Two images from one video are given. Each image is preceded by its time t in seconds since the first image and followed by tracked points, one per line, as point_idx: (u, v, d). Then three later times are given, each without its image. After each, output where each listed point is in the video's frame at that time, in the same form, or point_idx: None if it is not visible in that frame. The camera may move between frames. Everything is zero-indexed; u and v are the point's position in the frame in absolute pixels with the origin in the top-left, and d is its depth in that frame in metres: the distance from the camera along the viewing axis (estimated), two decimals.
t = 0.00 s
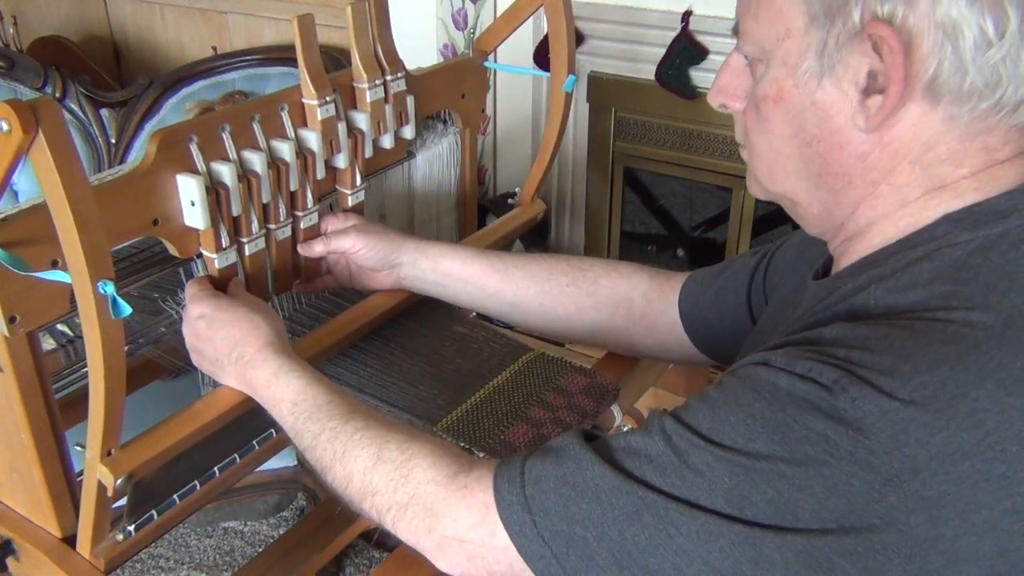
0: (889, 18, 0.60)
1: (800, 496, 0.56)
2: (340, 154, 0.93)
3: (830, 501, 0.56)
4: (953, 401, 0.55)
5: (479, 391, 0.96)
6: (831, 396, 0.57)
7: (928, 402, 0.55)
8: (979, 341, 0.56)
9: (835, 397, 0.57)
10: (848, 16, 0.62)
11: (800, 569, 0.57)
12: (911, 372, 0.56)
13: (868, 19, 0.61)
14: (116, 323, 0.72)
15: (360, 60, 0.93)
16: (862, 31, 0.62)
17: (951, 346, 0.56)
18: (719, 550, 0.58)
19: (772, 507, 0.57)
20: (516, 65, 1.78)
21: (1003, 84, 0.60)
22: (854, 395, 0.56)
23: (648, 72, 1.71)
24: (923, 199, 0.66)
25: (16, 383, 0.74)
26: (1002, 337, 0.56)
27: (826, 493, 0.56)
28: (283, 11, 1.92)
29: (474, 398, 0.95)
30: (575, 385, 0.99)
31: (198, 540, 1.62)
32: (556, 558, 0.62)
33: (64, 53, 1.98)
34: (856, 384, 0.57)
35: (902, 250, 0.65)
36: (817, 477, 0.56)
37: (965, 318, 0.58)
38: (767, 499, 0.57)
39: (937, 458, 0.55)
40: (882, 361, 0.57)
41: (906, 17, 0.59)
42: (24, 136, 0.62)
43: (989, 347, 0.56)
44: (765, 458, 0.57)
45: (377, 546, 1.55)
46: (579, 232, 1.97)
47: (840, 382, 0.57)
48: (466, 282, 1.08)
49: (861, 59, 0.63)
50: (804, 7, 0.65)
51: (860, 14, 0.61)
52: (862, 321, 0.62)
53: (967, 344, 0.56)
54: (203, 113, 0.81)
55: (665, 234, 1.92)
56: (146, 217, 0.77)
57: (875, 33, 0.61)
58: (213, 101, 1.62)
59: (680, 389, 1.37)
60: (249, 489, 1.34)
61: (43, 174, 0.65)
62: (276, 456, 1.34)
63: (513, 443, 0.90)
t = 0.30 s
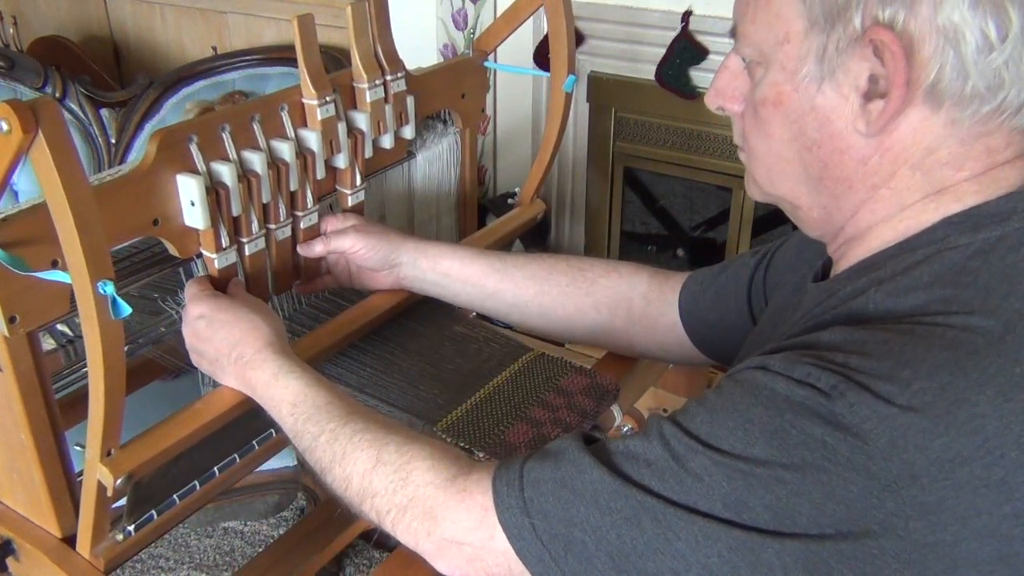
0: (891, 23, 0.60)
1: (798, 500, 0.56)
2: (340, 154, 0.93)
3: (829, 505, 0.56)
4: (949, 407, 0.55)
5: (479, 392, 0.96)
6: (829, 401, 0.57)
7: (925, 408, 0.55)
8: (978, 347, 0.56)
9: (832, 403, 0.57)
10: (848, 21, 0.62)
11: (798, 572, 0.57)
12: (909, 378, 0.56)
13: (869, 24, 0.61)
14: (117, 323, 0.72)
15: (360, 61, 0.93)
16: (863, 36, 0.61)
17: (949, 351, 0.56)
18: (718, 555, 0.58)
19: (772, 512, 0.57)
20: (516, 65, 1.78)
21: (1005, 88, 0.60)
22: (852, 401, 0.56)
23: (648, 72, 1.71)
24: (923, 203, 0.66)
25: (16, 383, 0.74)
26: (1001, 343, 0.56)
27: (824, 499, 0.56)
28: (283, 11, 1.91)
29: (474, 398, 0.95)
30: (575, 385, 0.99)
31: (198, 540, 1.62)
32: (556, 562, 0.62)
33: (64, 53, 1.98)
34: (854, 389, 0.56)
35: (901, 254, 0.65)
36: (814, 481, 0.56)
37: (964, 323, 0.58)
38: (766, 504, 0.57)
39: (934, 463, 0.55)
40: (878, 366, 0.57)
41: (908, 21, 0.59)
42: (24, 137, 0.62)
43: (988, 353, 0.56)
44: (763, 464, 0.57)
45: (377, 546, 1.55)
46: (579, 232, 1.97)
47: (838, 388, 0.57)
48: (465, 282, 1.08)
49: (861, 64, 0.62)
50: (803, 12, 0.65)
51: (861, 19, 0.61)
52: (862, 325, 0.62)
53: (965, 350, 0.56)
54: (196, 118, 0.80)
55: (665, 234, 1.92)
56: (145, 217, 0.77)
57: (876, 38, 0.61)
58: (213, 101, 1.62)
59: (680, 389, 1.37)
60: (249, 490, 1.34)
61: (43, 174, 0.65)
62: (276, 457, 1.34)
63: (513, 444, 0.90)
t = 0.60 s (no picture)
0: (890, 25, 0.60)
1: (797, 502, 0.56)
2: (340, 154, 0.93)
3: (830, 505, 0.56)
4: (948, 410, 0.55)
5: (479, 391, 0.96)
6: (829, 404, 0.57)
7: (924, 411, 0.55)
8: (978, 350, 0.56)
9: (832, 405, 0.57)
10: (848, 22, 0.62)
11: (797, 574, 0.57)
12: (909, 381, 0.56)
13: (869, 25, 0.61)
14: (116, 323, 0.72)
15: (360, 61, 0.93)
16: (862, 38, 0.62)
17: (949, 353, 0.56)
18: (718, 557, 0.58)
19: (772, 514, 0.57)
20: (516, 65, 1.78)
21: (1005, 90, 0.60)
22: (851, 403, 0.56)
23: (648, 72, 1.71)
24: (923, 205, 0.66)
25: (16, 383, 0.74)
26: (1001, 345, 0.56)
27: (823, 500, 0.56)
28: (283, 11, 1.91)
29: (474, 398, 0.95)
30: (575, 385, 0.99)
31: (198, 540, 1.62)
32: (555, 564, 0.62)
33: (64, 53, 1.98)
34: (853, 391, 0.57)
35: (900, 255, 0.65)
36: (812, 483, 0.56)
37: (965, 325, 0.58)
38: (766, 505, 0.57)
39: (934, 466, 0.55)
40: (877, 369, 0.57)
41: (908, 23, 0.59)
42: (24, 137, 0.62)
43: (988, 355, 0.56)
44: (763, 466, 0.57)
45: (377, 546, 1.55)
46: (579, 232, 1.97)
47: (838, 391, 0.57)
48: (465, 282, 1.08)
49: (861, 65, 0.63)
50: (803, 13, 0.65)
51: (861, 20, 0.61)
52: (862, 327, 0.62)
53: (965, 352, 0.56)
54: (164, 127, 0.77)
55: (665, 234, 1.92)
56: (146, 217, 0.77)
57: (876, 40, 0.61)
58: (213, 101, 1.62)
59: (680, 388, 1.37)
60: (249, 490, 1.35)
61: (43, 175, 0.65)
62: (277, 457, 1.34)
63: (513, 444, 0.90)
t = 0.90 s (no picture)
0: (919, 20, 0.60)
1: (816, 503, 0.56)
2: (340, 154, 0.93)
3: (848, 507, 0.55)
4: (968, 416, 0.54)
5: (478, 393, 0.96)
6: (856, 425, 0.56)
7: (942, 414, 0.55)
8: (993, 356, 0.55)
9: (857, 426, 0.56)
10: (877, 15, 0.62)
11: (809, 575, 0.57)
12: (912, 382, 0.56)
13: (897, 19, 0.61)
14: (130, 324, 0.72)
15: (361, 59, 0.93)
16: (889, 31, 0.61)
17: (968, 359, 0.56)
18: None
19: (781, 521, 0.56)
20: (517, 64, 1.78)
21: None
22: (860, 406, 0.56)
23: (648, 72, 1.72)
24: (938, 203, 0.66)
25: (16, 382, 0.74)
26: (1013, 351, 0.55)
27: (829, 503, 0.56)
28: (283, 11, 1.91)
29: (474, 400, 0.95)
30: (575, 385, 0.99)
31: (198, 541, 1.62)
32: None
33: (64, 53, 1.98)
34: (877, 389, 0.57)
35: (910, 259, 0.66)
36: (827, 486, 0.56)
37: (976, 329, 0.57)
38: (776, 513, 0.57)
39: (947, 476, 0.54)
40: (895, 378, 0.57)
41: (936, 20, 0.59)
42: (25, 135, 0.62)
43: (1003, 366, 0.55)
44: (794, 499, 0.56)
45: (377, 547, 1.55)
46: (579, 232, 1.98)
47: (863, 410, 0.56)
48: (535, 260, 1.11)
49: (885, 59, 0.63)
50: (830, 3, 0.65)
51: (890, 13, 0.61)
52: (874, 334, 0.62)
53: (980, 358, 0.55)
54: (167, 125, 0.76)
55: (665, 233, 1.92)
56: (147, 217, 0.77)
57: (904, 34, 0.60)
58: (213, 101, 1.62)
59: (680, 389, 1.37)
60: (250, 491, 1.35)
61: (46, 173, 0.65)
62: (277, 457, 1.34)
63: (513, 443, 0.90)
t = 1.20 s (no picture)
0: (952, 19, 0.59)
1: (871, 511, 0.52)
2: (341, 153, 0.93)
3: (903, 515, 0.52)
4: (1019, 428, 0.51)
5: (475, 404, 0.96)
6: (911, 428, 0.52)
7: (1002, 422, 0.52)
8: None
9: (915, 430, 0.52)
10: (909, 13, 0.61)
11: None
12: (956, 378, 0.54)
13: (930, 18, 0.60)
14: (127, 323, 0.72)
15: (360, 60, 0.93)
16: (922, 30, 0.60)
17: (1018, 359, 0.53)
18: None
19: (828, 552, 0.53)
20: (517, 64, 1.78)
21: None
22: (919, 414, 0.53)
23: (648, 72, 1.72)
24: (971, 206, 0.65)
25: (16, 383, 0.74)
26: None
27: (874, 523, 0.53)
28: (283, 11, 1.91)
29: (470, 410, 0.95)
30: (575, 386, 1.00)
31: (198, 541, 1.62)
32: None
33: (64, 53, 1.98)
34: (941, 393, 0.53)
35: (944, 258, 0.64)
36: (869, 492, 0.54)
37: None
38: (805, 555, 0.53)
39: (1006, 485, 0.51)
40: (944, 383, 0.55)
41: (970, 18, 0.58)
42: (25, 135, 0.62)
43: None
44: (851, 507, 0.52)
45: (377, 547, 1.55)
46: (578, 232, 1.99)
47: (919, 412, 0.52)
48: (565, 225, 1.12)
49: (917, 59, 0.62)
50: None
51: (922, 12, 0.60)
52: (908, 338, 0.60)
53: None
54: (163, 59, 0.73)
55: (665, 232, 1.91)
56: (146, 216, 0.77)
57: (936, 33, 0.59)
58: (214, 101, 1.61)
59: (678, 387, 1.37)
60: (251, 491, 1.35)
61: (43, 172, 0.65)
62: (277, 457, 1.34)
63: (513, 445, 0.90)
